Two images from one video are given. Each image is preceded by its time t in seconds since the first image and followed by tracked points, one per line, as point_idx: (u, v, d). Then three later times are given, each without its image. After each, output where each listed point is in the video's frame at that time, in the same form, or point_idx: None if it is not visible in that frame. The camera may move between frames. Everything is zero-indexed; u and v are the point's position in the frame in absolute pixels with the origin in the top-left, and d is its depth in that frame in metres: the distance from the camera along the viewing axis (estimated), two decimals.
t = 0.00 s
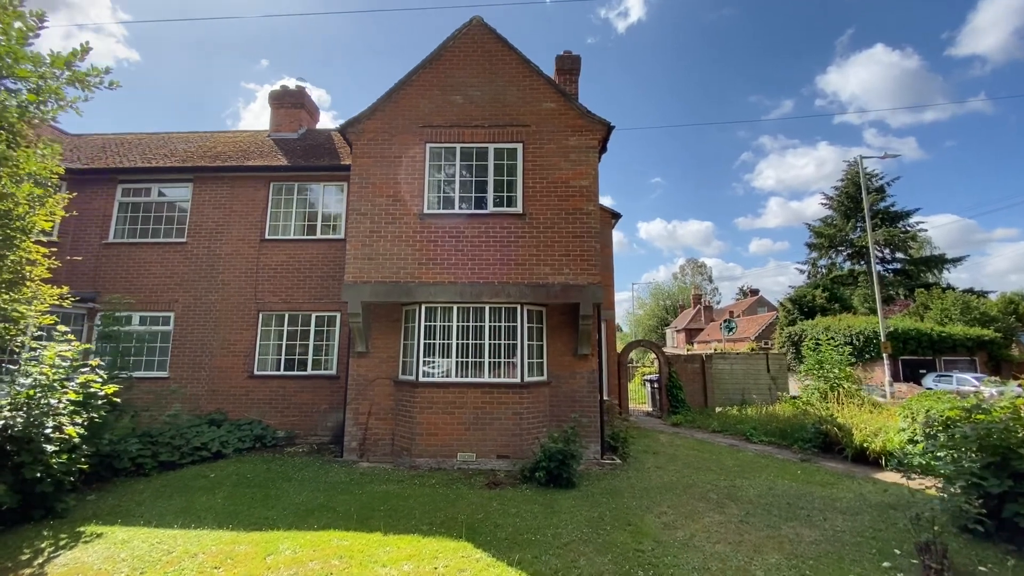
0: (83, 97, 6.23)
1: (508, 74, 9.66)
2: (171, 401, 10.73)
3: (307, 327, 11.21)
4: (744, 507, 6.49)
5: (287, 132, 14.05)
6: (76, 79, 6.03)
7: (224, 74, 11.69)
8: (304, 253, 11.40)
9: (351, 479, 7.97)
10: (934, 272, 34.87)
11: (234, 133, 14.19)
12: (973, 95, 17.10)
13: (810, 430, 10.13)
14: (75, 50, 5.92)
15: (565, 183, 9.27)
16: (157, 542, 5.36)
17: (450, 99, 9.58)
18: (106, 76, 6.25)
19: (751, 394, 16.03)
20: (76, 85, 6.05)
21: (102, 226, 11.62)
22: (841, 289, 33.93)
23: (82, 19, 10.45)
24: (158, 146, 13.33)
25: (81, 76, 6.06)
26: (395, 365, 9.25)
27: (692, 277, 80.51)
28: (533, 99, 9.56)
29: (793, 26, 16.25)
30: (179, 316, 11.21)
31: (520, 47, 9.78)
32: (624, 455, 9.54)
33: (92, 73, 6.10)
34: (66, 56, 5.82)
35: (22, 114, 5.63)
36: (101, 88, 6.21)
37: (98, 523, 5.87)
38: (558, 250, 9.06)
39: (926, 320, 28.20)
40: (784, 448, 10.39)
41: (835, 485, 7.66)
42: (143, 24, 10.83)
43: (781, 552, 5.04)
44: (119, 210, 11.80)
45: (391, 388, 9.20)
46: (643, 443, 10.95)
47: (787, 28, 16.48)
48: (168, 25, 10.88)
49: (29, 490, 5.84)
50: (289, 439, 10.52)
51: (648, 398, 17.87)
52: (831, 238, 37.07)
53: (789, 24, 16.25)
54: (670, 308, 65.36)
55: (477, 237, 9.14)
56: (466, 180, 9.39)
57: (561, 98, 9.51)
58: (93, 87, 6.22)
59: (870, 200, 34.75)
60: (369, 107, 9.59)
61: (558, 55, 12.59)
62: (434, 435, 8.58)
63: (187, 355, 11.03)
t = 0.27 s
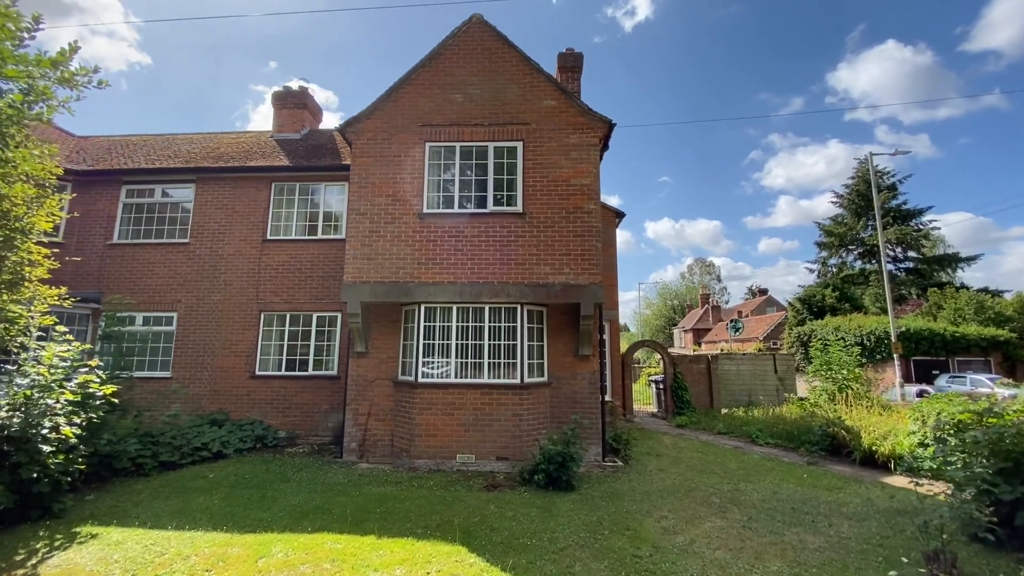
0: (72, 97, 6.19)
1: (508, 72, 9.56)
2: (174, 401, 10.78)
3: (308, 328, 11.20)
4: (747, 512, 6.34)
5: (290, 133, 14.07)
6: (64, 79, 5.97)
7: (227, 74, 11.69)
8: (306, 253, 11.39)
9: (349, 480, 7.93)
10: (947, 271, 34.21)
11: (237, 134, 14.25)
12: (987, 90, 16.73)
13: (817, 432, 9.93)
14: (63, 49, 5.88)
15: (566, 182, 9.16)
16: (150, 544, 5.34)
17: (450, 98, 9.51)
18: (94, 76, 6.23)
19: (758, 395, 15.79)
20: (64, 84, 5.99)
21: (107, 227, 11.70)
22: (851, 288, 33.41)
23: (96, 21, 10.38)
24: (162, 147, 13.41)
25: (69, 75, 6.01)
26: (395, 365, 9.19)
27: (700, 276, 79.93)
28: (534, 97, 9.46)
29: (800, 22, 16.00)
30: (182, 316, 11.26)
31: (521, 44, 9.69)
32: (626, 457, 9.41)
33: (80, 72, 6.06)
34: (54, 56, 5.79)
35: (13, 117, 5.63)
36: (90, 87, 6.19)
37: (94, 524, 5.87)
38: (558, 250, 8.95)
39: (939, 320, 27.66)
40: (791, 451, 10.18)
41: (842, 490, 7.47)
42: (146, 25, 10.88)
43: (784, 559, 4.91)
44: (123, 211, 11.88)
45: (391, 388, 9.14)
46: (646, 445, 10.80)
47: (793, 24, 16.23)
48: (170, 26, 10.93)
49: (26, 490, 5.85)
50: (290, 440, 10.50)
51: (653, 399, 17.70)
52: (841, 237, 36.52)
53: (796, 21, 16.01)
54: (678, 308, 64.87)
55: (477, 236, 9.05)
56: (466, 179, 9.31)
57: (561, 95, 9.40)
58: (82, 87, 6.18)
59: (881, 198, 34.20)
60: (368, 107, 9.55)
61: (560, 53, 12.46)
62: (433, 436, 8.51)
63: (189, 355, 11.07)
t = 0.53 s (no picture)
0: (59, 97, 6.21)
1: (505, 72, 9.52)
2: (173, 402, 10.80)
3: (306, 329, 11.19)
4: (745, 516, 6.23)
5: (290, 134, 14.09)
6: (49, 79, 5.96)
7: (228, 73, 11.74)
8: (304, 254, 11.38)
9: (345, 482, 7.88)
10: (954, 272, 33.83)
11: (237, 136, 14.29)
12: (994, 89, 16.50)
13: (819, 435, 9.79)
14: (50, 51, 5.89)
15: (563, 181, 9.09)
16: (140, 546, 5.32)
17: (447, 98, 9.47)
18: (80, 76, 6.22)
19: (760, 396, 15.62)
20: (50, 85, 5.99)
21: (107, 228, 11.75)
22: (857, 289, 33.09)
23: (102, 26, 10.21)
24: (163, 149, 13.47)
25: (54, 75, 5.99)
26: (391, 367, 9.14)
27: (705, 277, 79.56)
28: (531, 97, 9.40)
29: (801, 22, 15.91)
30: (181, 317, 11.27)
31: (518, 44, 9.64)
32: (625, 459, 9.31)
33: (66, 72, 6.05)
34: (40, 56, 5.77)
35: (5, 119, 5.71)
36: (76, 87, 6.21)
37: (86, 525, 5.85)
38: (555, 250, 8.88)
39: (946, 321, 27.35)
40: (793, 454, 10.04)
41: (843, 493, 7.34)
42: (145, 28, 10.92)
43: (780, 564, 4.81)
44: (123, 212, 11.91)
45: (387, 390, 9.09)
46: (645, 447, 10.69)
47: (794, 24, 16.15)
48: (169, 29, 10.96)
49: (19, 491, 5.85)
50: (287, 441, 10.48)
51: (655, 400, 17.56)
52: (846, 237, 36.22)
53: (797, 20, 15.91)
54: (682, 309, 64.58)
55: (473, 236, 9.00)
56: (462, 179, 9.26)
57: (559, 95, 9.34)
58: (69, 86, 6.19)
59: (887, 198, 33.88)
60: (365, 107, 9.53)
61: (558, 52, 12.42)
62: (429, 438, 8.45)
63: (188, 356, 11.08)
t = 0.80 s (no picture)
0: (42, 98, 6.24)
1: (500, 70, 9.47)
2: (171, 402, 10.83)
3: (302, 329, 11.18)
4: (739, 518, 6.14)
5: (288, 135, 14.11)
6: (32, 79, 5.98)
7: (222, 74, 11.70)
8: (300, 254, 11.38)
9: (338, 482, 7.85)
10: (961, 271, 33.44)
11: (236, 137, 14.32)
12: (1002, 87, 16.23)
13: (819, 436, 9.66)
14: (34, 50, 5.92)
15: (558, 180, 9.02)
16: (128, 546, 5.31)
17: (441, 97, 9.43)
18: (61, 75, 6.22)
19: (761, 397, 15.48)
20: (33, 84, 6.02)
21: (106, 229, 11.80)
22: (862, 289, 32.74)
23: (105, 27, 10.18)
24: (162, 150, 13.51)
25: (36, 74, 5.99)
26: (386, 367, 9.11)
27: (709, 277, 79.19)
28: (526, 95, 9.34)
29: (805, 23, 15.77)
30: (178, 318, 11.30)
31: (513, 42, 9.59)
32: (621, 460, 9.22)
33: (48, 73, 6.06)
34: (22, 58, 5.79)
35: None
36: (59, 86, 6.24)
37: (75, 525, 5.86)
38: (550, 249, 8.82)
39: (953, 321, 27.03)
40: (792, 455, 9.91)
41: (841, 495, 7.23)
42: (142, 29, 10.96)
43: (771, 567, 4.72)
44: (122, 213, 11.96)
45: (382, 390, 9.06)
46: (643, 447, 10.60)
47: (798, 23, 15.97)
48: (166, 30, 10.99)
49: (9, 491, 5.86)
50: (284, 441, 10.47)
51: (655, 401, 17.44)
52: (851, 237, 35.91)
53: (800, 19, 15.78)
54: (685, 309, 64.30)
55: (468, 236, 8.95)
56: (457, 178, 9.21)
57: (554, 93, 9.28)
58: (51, 87, 6.20)
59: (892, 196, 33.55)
60: (360, 106, 9.50)
61: (556, 51, 12.37)
62: (423, 439, 8.41)
63: (186, 356, 11.10)
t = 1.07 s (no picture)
0: (27, 99, 6.27)
1: (495, 68, 9.41)
2: (169, 401, 10.88)
3: (300, 329, 11.19)
4: (733, 520, 6.05)
5: (287, 135, 14.14)
6: (16, 80, 6.02)
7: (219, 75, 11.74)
8: (298, 254, 11.39)
9: (331, 482, 7.83)
10: (969, 270, 32.99)
11: (236, 137, 14.37)
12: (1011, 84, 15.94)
13: (819, 437, 9.53)
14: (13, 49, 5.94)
15: (553, 179, 8.96)
16: (116, 546, 5.32)
17: (436, 96, 9.39)
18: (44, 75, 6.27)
19: (763, 397, 15.33)
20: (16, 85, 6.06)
21: (106, 229, 11.87)
22: (869, 288, 32.39)
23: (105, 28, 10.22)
24: (161, 151, 13.56)
25: (19, 73, 6.02)
26: (381, 366, 9.08)
27: (714, 276, 78.72)
28: (521, 93, 9.28)
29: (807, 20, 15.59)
30: (177, 317, 11.34)
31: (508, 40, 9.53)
32: (617, 461, 9.14)
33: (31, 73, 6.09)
34: (7, 58, 5.86)
35: None
36: (43, 86, 6.29)
37: (66, 524, 5.88)
38: (545, 248, 8.76)
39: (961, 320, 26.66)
40: (792, 456, 9.79)
41: (840, 498, 7.11)
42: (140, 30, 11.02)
43: (762, 572, 4.64)
44: (121, 213, 12.02)
45: (377, 390, 9.04)
46: (640, 448, 10.51)
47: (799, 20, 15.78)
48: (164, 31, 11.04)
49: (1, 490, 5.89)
50: (281, 441, 10.47)
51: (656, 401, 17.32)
52: (858, 235, 35.52)
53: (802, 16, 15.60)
54: (690, 308, 63.95)
55: (463, 235, 8.90)
56: (452, 177, 9.16)
57: (549, 91, 9.21)
58: (35, 86, 6.23)
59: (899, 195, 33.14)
60: (355, 106, 9.48)
61: (553, 49, 12.30)
62: (417, 439, 8.38)
63: (184, 356, 11.14)
